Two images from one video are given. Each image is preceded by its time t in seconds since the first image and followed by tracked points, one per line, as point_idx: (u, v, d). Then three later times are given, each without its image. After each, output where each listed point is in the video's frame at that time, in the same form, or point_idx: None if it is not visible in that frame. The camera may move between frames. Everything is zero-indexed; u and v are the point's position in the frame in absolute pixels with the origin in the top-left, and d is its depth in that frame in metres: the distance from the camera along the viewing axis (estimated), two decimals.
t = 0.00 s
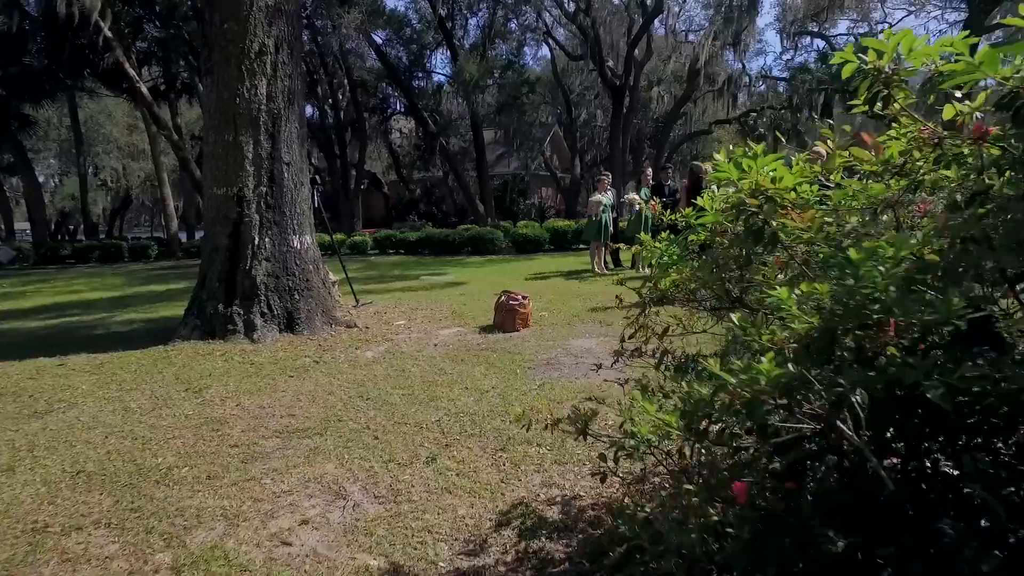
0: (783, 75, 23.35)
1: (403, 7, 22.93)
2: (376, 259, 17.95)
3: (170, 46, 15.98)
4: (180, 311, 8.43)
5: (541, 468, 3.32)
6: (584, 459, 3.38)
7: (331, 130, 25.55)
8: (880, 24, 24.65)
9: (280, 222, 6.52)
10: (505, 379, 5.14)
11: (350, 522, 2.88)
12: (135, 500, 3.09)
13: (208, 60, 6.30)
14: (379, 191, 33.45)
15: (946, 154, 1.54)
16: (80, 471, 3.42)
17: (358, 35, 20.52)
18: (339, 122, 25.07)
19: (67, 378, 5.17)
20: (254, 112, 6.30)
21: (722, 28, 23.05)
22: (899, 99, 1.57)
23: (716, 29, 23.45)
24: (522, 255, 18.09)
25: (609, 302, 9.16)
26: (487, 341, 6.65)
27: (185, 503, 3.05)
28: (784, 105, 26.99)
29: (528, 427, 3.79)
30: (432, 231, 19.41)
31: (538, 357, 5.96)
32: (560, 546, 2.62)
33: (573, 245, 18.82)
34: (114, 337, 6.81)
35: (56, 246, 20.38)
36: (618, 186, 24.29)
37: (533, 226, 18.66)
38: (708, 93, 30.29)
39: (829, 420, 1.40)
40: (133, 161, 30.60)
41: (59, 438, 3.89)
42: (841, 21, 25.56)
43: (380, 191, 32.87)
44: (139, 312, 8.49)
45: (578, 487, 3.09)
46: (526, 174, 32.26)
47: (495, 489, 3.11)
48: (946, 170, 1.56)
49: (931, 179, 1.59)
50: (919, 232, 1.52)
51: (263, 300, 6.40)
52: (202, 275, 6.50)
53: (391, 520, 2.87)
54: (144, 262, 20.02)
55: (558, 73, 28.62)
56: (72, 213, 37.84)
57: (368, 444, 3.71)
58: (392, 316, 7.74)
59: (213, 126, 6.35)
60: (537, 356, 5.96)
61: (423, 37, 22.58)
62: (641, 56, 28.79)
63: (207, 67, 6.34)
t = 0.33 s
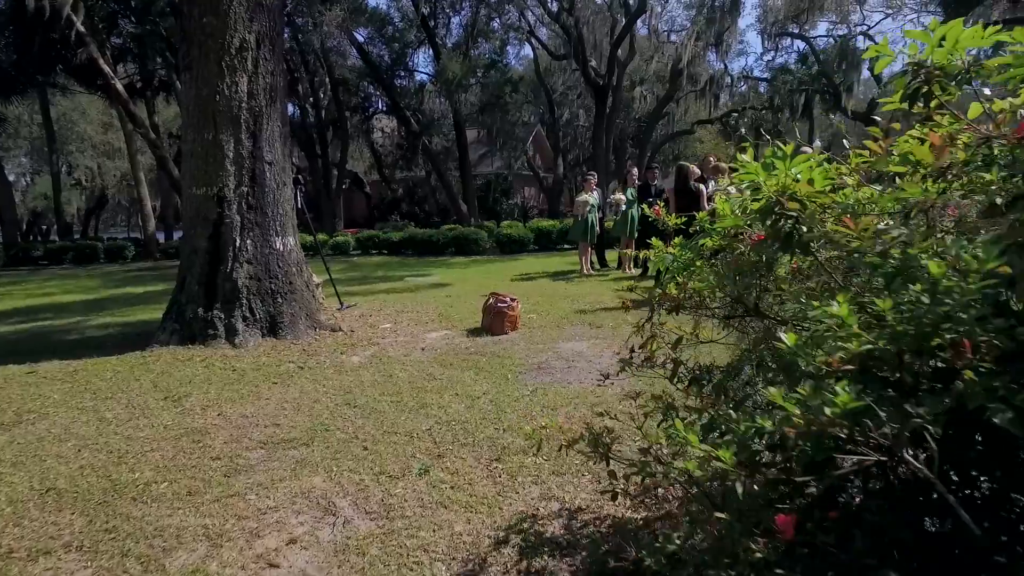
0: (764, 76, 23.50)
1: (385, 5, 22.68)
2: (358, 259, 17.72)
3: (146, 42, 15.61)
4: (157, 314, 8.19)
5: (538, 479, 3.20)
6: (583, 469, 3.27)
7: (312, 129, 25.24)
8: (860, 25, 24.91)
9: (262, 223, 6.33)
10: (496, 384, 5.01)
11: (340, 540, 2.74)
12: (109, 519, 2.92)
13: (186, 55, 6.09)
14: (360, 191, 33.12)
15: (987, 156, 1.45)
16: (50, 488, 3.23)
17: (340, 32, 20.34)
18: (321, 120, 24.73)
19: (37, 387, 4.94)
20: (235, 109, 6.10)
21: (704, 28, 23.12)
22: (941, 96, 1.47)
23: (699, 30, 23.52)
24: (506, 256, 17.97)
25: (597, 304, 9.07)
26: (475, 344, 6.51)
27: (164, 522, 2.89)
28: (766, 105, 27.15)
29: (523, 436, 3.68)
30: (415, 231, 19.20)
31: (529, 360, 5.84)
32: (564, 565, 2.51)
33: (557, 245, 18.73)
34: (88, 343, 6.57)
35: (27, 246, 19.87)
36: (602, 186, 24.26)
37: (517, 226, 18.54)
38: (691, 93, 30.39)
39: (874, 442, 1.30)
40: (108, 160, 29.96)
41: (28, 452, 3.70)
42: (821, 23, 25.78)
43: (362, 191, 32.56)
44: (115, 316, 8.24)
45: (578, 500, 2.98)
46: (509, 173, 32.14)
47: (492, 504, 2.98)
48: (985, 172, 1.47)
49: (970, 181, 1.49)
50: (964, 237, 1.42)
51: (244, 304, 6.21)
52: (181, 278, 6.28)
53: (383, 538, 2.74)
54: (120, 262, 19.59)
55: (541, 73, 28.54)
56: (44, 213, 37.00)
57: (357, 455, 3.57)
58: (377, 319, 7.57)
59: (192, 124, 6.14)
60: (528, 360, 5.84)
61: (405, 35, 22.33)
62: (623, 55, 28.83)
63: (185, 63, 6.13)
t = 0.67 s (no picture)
0: (744, 76, 23.72)
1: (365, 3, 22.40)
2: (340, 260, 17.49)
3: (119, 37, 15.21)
4: (132, 318, 7.94)
5: (534, 491, 3.09)
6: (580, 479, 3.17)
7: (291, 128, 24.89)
8: (837, 27, 25.17)
9: (242, 224, 6.14)
10: (485, 389, 4.88)
11: (329, 559, 2.60)
12: (79, 541, 2.75)
13: (161, 51, 5.89)
14: (340, 191, 32.80)
15: None
16: (15, 507, 3.05)
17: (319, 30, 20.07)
18: (300, 120, 24.39)
19: (3, 397, 4.71)
20: (213, 107, 5.91)
21: (685, 29, 23.20)
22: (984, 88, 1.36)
23: (679, 30, 23.59)
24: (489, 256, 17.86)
25: (584, 305, 8.98)
26: (462, 347, 6.39)
27: (140, 542, 2.73)
28: (746, 106, 27.33)
29: (515, 444, 3.59)
30: (397, 231, 18.98)
31: (518, 364, 5.73)
32: None
33: (540, 245, 18.62)
34: (59, 349, 6.31)
35: None
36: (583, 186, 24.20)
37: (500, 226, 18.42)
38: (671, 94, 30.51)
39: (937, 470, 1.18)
40: (80, 159, 29.30)
41: None
42: (799, 24, 26.00)
43: (342, 191, 32.23)
44: (87, 320, 7.98)
45: (577, 512, 2.88)
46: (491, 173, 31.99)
47: (487, 517, 2.87)
48: None
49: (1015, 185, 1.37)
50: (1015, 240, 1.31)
51: (223, 308, 6.01)
52: (157, 281, 6.07)
53: (375, 556, 2.61)
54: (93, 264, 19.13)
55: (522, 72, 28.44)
56: (14, 214, 36.08)
57: (344, 467, 3.43)
58: (361, 322, 7.40)
59: (169, 122, 5.95)
60: (517, 364, 5.73)
61: (386, 34, 22.05)
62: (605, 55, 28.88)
63: (161, 59, 5.92)
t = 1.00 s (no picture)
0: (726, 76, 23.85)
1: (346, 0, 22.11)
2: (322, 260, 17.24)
3: (93, 32, 14.85)
4: (107, 321, 7.70)
5: (531, 501, 2.98)
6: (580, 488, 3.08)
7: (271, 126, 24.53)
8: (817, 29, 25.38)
9: (222, 224, 5.95)
10: (476, 393, 4.76)
11: None
12: (47, 563, 2.58)
13: (136, 44, 5.68)
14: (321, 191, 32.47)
15: None
16: None
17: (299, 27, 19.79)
18: (281, 118, 24.02)
19: None
20: (191, 102, 5.71)
21: (668, 29, 23.23)
22: None
23: (662, 30, 23.61)
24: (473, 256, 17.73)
25: (572, 305, 8.89)
26: (449, 349, 6.25)
27: (113, 563, 2.56)
28: (728, 107, 27.45)
29: (510, 451, 3.48)
30: (380, 231, 18.76)
31: (507, 366, 5.60)
32: None
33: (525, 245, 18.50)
34: (29, 354, 6.07)
35: None
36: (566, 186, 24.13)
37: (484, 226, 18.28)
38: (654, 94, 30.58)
39: None
40: (54, 157, 28.67)
41: None
42: (779, 26, 26.15)
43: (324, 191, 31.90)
44: (60, 323, 7.71)
45: (577, 523, 2.78)
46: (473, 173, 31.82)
47: (483, 530, 2.75)
48: None
49: None
50: None
51: (203, 310, 5.82)
52: (133, 283, 5.86)
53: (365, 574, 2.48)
54: (66, 265, 18.65)
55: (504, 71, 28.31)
56: None
57: (332, 477, 3.29)
58: (346, 324, 7.23)
59: (145, 118, 5.73)
60: (506, 366, 5.60)
61: (367, 32, 21.74)
62: (588, 55, 28.89)
63: (136, 53, 5.71)
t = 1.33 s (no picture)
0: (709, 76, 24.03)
1: None
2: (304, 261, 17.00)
3: (67, 27, 14.50)
4: (82, 325, 7.45)
5: (529, 512, 2.86)
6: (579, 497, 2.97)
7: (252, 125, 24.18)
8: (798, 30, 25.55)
9: (202, 224, 5.76)
10: (466, 397, 4.62)
11: None
12: None
13: (111, 36, 5.47)
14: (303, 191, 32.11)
15: None
16: None
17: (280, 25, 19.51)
18: (262, 117, 23.66)
19: None
20: (169, 97, 5.52)
21: (651, 29, 23.28)
22: None
23: (646, 30, 23.67)
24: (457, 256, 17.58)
25: (561, 305, 8.79)
26: (438, 352, 6.10)
27: None
28: (710, 107, 27.55)
29: (505, 459, 3.37)
30: (363, 231, 18.52)
31: (498, 369, 5.46)
32: None
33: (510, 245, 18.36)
34: None
35: None
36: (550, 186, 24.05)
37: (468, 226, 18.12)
38: (637, 95, 30.62)
39: None
40: (27, 156, 28.02)
41: None
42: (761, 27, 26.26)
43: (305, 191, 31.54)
44: (32, 326, 7.45)
45: (579, 535, 2.67)
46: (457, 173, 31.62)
47: (480, 543, 2.62)
48: None
49: None
50: None
51: (182, 313, 5.62)
52: (109, 284, 5.65)
53: None
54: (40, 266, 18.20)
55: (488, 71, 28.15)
56: None
57: (320, 489, 3.14)
58: (330, 326, 7.05)
59: (120, 114, 5.52)
60: (497, 369, 5.46)
61: (350, 30, 21.48)
62: (572, 55, 28.89)
63: (111, 45, 5.50)
